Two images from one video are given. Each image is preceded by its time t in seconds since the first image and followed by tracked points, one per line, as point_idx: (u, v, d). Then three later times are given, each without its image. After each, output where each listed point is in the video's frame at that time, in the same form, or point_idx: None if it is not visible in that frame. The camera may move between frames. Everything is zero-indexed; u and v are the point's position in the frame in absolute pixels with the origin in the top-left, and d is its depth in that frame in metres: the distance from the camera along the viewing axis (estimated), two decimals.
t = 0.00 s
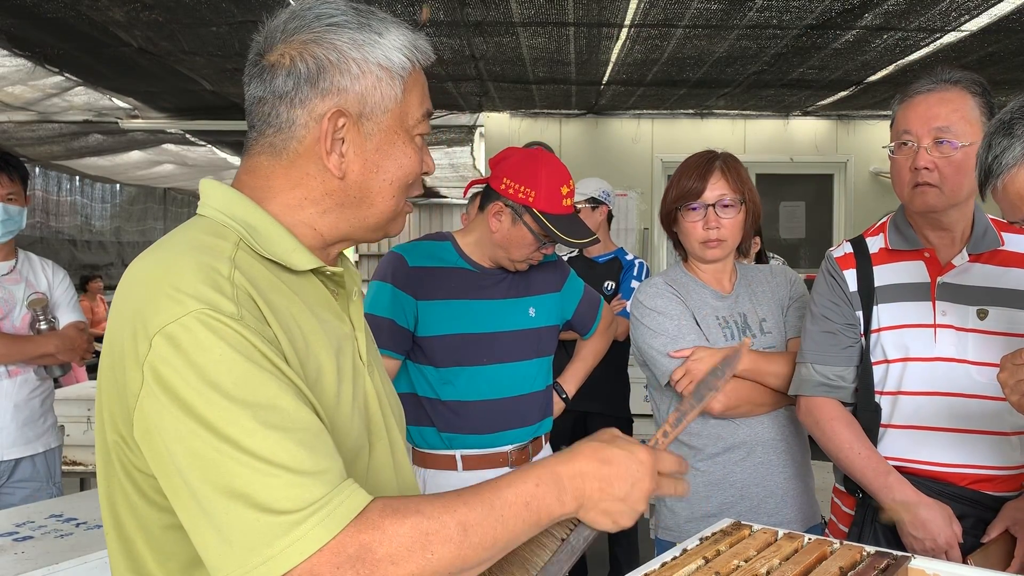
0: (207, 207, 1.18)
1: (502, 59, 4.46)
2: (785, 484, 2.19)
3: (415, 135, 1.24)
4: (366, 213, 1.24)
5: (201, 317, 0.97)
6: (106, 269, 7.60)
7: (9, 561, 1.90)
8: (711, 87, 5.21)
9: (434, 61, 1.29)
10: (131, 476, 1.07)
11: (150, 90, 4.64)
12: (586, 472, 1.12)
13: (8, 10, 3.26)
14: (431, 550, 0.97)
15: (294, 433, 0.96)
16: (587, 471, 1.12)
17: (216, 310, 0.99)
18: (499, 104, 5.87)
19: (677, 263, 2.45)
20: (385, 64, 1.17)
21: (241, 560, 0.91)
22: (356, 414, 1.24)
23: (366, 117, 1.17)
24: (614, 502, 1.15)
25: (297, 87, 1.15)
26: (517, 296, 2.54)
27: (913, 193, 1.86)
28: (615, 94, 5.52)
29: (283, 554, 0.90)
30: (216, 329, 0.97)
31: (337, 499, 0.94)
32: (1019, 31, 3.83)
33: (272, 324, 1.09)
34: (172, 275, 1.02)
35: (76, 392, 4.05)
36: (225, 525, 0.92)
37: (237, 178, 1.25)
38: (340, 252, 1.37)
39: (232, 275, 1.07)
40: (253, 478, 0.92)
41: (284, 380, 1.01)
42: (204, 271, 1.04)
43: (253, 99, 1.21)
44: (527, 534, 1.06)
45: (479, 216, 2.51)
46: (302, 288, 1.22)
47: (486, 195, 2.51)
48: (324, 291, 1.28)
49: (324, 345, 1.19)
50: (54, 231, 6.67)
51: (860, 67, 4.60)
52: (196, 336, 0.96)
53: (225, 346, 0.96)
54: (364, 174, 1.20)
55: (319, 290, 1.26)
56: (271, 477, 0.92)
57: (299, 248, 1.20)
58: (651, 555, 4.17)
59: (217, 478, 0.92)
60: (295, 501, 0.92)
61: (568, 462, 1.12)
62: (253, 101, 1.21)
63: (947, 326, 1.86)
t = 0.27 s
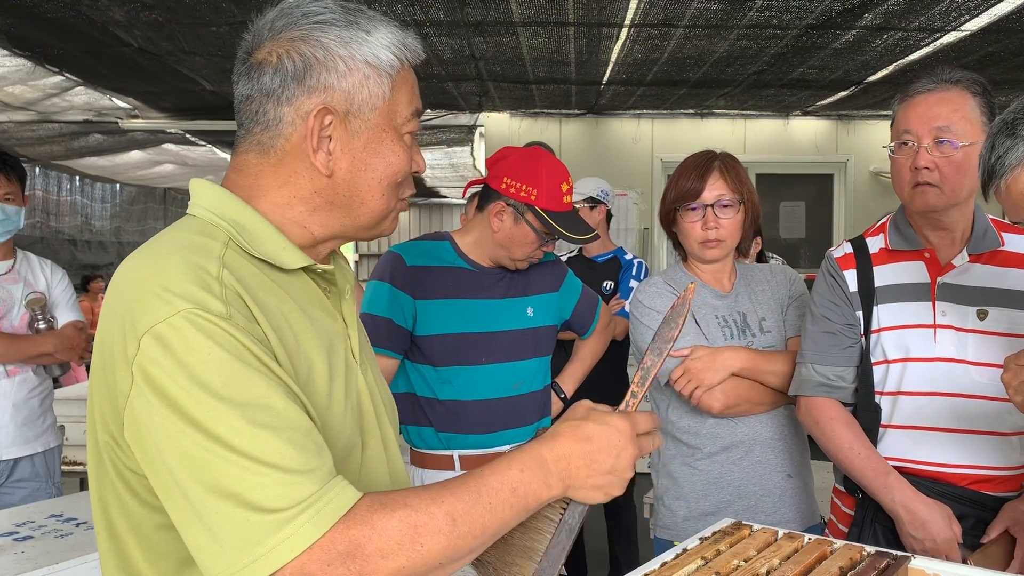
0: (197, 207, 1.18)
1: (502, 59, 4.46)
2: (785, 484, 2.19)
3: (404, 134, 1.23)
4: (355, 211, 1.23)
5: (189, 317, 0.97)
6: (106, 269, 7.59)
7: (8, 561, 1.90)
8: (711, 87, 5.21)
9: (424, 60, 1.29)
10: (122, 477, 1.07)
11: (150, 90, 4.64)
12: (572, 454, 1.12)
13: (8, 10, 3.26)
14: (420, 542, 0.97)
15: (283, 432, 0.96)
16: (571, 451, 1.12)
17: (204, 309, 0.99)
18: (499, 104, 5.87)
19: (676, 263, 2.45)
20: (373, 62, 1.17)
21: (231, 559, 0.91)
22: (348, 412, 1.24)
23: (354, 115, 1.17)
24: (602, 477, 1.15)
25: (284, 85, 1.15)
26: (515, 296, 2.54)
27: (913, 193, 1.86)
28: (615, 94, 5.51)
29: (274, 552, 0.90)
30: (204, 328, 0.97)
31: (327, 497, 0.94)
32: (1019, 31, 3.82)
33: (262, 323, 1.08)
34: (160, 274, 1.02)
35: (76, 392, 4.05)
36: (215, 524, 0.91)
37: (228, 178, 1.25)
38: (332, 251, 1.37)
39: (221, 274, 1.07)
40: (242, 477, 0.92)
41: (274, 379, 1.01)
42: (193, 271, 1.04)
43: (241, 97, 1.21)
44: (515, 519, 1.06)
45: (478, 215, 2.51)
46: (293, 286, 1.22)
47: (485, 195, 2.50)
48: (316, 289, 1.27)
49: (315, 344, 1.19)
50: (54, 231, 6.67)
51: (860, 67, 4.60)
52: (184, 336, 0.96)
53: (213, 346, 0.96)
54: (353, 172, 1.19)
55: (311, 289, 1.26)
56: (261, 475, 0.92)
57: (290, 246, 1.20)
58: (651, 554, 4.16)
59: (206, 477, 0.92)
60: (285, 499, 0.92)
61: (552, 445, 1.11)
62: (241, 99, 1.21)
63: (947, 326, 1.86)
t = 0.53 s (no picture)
0: (192, 206, 1.18)
1: (502, 58, 4.46)
2: (784, 484, 2.19)
3: (391, 121, 1.23)
4: (347, 202, 1.23)
5: (187, 314, 0.97)
6: (106, 269, 7.59)
7: (8, 561, 1.90)
8: (711, 87, 5.21)
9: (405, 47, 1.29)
10: (121, 476, 1.07)
11: (150, 90, 4.64)
12: (587, 476, 1.12)
13: (8, 10, 3.26)
14: (428, 544, 0.97)
15: (284, 426, 0.96)
16: (589, 476, 1.12)
17: (201, 306, 0.99)
18: (499, 104, 5.87)
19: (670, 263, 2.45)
20: (354, 51, 1.17)
21: (233, 556, 0.90)
22: (346, 410, 1.24)
23: (339, 105, 1.17)
24: (611, 510, 1.14)
25: (267, 81, 1.15)
26: (513, 295, 2.54)
27: (913, 193, 1.86)
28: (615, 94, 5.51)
29: (278, 546, 0.90)
30: (203, 325, 0.97)
31: (329, 491, 0.94)
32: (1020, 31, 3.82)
33: (260, 320, 1.08)
34: (158, 272, 1.02)
35: (75, 392, 4.05)
36: (218, 520, 0.91)
37: (217, 179, 1.25)
38: (327, 249, 1.37)
39: (218, 272, 1.07)
40: (245, 472, 0.92)
41: (273, 375, 1.01)
42: (191, 269, 1.04)
43: (226, 96, 1.21)
44: (524, 534, 1.06)
45: (478, 216, 2.51)
46: (290, 284, 1.22)
47: (485, 195, 2.50)
48: (312, 288, 1.27)
49: (313, 341, 1.19)
50: (54, 230, 6.66)
51: (860, 67, 4.60)
52: (182, 333, 0.96)
53: (212, 342, 0.96)
54: (342, 162, 1.19)
55: (307, 287, 1.26)
56: (263, 470, 0.92)
57: (285, 245, 1.20)
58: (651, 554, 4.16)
59: (207, 474, 0.92)
60: (288, 494, 0.92)
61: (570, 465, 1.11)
62: (227, 98, 1.21)
63: (948, 327, 1.86)
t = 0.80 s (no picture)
0: (190, 207, 1.18)
1: (502, 58, 4.46)
2: (784, 484, 2.19)
3: (396, 126, 1.23)
4: (353, 205, 1.23)
5: (188, 315, 0.97)
6: (106, 269, 7.58)
7: (8, 561, 1.90)
8: (711, 87, 5.21)
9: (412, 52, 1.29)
10: (121, 478, 1.07)
11: (150, 90, 4.64)
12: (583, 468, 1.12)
13: (7, 10, 3.26)
14: (427, 526, 0.97)
15: (286, 426, 0.96)
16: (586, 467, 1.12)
17: (202, 307, 0.99)
18: (499, 104, 5.87)
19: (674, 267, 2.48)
20: (362, 56, 1.17)
21: (236, 555, 0.90)
22: (346, 411, 1.24)
23: (346, 109, 1.17)
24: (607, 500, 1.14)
25: (275, 83, 1.15)
26: (511, 295, 2.54)
27: (914, 193, 1.85)
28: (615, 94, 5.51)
29: (281, 545, 0.90)
30: (204, 326, 0.97)
31: (331, 490, 0.94)
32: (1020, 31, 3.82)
33: (260, 321, 1.08)
34: (158, 273, 1.02)
35: (76, 392, 4.04)
36: (220, 520, 0.91)
37: (221, 179, 1.25)
38: (326, 251, 1.37)
39: (218, 272, 1.07)
40: (247, 472, 0.92)
41: (274, 375, 1.01)
42: (192, 270, 1.04)
43: (233, 97, 1.20)
44: (518, 497, 1.05)
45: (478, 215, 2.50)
46: (289, 284, 1.22)
47: (485, 192, 2.50)
48: (312, 289, 1.27)
49: (312, 342, 1.19)
50: (54, 230, 6.66)
51: (860, 67, 4.60)
52: (183, 334, 0.96)
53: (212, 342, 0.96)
54: (348, 166, 1.19)
55: (306, 288, 1.26)
56: (265, 470, 0.92)
57: (284, 245, 1.20)
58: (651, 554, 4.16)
59: (209, 473, 0.92)
60: (290, 493, 0.92)
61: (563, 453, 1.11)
62: (233, 99, 1.21)
63: (948, 327, 1.86)
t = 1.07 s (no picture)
0: (196, 207, 1.18)
1: (502, 59, 4.46)
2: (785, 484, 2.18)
3: (403, 133, 1.24)
4: (357, 208, 1.23)
5: (195, 316, 0.97)
6: (106, 270, 7.58)
7: (8, 561, 1.90)
8: (711, 87, 5.21)
9: (423, 59, 1.29)
10: (124, 476, 1.07)
11: (150, 90, 4.64)
12: (586, 480, 1.12)
13: (7, 10, 3.26)
14: (433, 548, 0.97)
15: (291, 429, 0.96)
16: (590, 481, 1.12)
17: (209, 308, 0.99)
18: (499, 104, 5.87)
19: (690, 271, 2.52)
20: (374, 62, 1.17)
21: (239, 557, 0.90)
22: (349, 413, 1.24)
23: (355, 112, 1.17)
24: (611, 513, 1.14)
25: (286, 82, 1.15)
26: (511, 295, 2.54)
27: (914, 193, 1.85)
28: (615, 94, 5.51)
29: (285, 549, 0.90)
30: (212, 327, 0.97)
31: (335, 494, 0.94)
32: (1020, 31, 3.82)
33: (266, 323, 1.08)
34: (165, 274, 1.02)
35: (76, 392, 4.04)
36: (223, 521, 0.91)
37: (226, 177, 1.25)
38: (331, 253, 1.37)
39: (225, 274, 1.07)
40: (252, 474, 0.92)
41: (280, 378, 1.01)
42: (199, 271, 1.04)
43: (242, 94, 1.21)
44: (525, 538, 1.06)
45: (475, 214, 2.51)
46: (293, 287, 1.22)
47: (483, 194, 2.51)
48: (316, 292, 1.27)
49: (317, 343, 1.19)
50: (54, 230, 6.66)
51: (860, 67, 4.60)
52: (190, 334, 0.96)
53: (220, 344, 0.96)
54: (354, 171, 1.19)
55: (311, 290, 1.26)
56: (270, 472, 0.92)
57: (290, 247, 1.20)
58: (651, 554, 4.16)
59: (214, 476, 0.92)
60: (294, 497, 0.92)
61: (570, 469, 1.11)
62: (242, 96, 1.21)
63: (948, 326, 1.86)
